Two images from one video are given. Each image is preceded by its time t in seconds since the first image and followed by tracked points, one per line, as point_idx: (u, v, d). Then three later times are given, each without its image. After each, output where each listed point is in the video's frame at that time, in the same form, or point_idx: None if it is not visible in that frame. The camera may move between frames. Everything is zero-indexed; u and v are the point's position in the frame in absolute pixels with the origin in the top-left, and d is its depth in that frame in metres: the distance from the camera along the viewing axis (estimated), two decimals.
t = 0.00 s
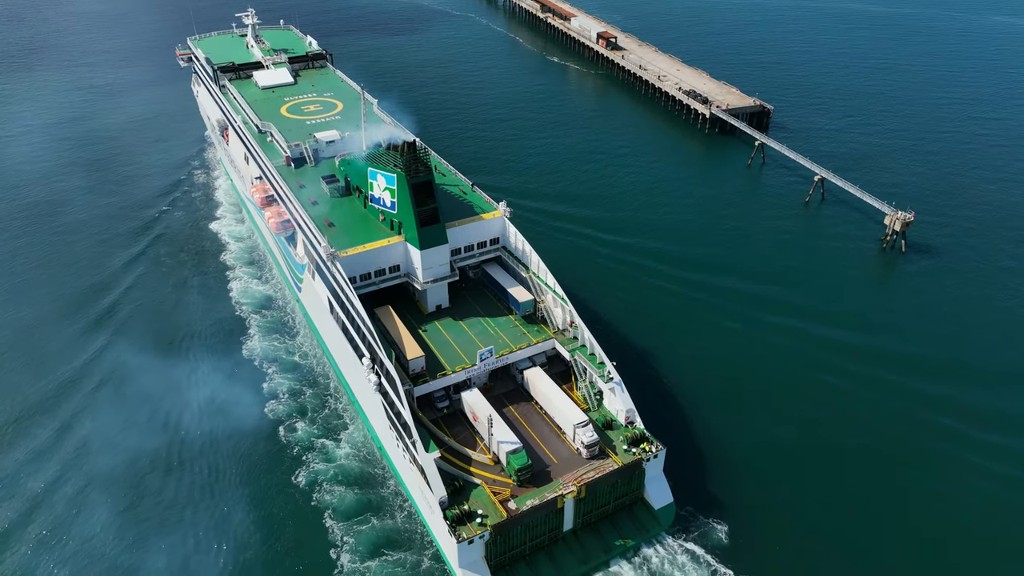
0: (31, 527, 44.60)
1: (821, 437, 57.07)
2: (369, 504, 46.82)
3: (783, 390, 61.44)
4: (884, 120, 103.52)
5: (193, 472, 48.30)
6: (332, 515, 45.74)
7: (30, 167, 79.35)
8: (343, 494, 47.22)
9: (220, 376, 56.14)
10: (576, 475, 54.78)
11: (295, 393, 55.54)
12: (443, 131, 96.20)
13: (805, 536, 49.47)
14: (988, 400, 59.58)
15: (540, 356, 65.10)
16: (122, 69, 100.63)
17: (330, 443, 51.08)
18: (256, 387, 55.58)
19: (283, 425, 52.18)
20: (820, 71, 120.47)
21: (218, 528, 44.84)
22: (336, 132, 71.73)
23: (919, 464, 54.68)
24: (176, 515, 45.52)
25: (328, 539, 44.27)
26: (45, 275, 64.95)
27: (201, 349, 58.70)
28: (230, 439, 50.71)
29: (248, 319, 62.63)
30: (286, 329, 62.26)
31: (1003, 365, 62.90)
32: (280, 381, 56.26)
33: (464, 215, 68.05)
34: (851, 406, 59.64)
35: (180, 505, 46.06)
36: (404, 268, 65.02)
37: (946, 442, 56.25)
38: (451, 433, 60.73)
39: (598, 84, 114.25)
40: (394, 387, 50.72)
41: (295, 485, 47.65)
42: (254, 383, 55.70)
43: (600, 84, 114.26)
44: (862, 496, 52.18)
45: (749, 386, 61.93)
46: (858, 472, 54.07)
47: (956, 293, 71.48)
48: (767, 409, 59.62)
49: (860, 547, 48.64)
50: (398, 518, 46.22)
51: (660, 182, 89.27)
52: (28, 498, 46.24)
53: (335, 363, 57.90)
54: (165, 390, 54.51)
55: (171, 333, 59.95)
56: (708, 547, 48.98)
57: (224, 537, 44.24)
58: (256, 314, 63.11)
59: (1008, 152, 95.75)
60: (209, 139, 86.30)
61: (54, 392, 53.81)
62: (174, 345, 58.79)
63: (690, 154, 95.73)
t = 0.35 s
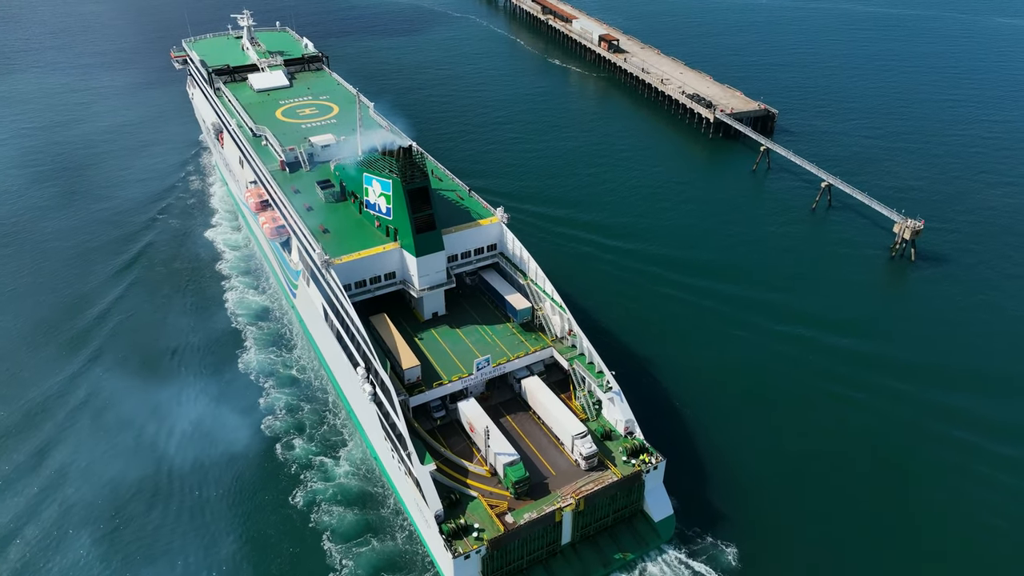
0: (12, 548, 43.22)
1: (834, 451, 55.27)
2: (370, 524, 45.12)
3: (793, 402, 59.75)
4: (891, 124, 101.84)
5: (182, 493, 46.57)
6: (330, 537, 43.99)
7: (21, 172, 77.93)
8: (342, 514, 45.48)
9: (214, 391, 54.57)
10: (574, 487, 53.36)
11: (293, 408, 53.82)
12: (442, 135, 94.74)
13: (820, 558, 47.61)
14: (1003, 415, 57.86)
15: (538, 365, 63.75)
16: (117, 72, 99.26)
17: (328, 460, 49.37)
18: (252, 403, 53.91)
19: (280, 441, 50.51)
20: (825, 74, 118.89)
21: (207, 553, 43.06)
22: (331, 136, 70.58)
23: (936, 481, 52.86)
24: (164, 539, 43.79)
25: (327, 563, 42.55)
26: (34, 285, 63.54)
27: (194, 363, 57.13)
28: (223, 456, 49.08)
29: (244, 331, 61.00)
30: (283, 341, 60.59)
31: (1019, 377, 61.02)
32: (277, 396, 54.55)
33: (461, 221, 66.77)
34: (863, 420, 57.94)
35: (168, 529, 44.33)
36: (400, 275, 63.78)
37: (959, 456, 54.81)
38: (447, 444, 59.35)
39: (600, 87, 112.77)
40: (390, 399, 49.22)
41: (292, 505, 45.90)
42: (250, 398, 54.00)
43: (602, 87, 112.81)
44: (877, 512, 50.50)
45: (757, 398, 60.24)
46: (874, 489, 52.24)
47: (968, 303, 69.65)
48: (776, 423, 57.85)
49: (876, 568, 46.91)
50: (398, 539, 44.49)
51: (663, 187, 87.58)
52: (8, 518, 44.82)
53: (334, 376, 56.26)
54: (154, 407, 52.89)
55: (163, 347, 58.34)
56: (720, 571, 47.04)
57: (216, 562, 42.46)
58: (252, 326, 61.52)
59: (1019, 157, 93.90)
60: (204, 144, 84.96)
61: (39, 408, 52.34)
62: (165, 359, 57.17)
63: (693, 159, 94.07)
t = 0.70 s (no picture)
0: None
1: (844, 465, 53.84)
2: (370, 544, 43.91)
3: (800, 413, 58.39)
4: (897, 128, 100.29)
5: (172, 513, 45.25)
6: (329, 557, 42.74)
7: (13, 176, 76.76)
8: (342, 534, 44.26)
9: (209, 405, 53.27)
10: (572, 498, 52.15)
11: (291, 423, 52.56)
12: (441, 139, 93.53)
13: None
14: (1015, 425, 56.64)
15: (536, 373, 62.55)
16: (113, 74, 98.08)
17: (327, 477, 48.11)
18: (249, 419, 52.64)
19: (278, 458, 49.26)
20: (830, 76, 117.35)
21: None
22: (327, 139, 69.63)
23: (950, 496, 51.49)
24: (152, 561, 42.48)
25: None
26: (24, 293, 62.35)
27: (189, 376, 55.83)
28: (217, 473, 47.81)
29: (241, 342, 59.71)
30: (281, 353, 59.26)
31: None
32: (275, 410, 53.27)
33: (458, 226, 65.61)
34: (873, 432, 56.56)
35: (157, 551, 43.00)
36: (396, 281, 62.71)
37: (971, 466, 53.67)
38: (444, 454, 58.12)
39: (602, 90, 111.39)
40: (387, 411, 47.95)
41: (289, 524, 44.63)
42: (246, 413, 52.75)
43: (604, 90, 111.43)
44: (888, 527, 49.23)
45: (763, 409, 58.84)
46: (887, 505, 50.82)
47: (979, 312, 67.98)
48: (784, 435, 56.47)
49: None
50: (398, 560, 43.21)
51: (666, 193, 86.03)
52: None
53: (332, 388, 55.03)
54: (144, 422, 51.56)
55: (155, 358, 57.04)
56: None
57: None
58: (249, 337, 60.20)
59: None
60: (199, 148, 83.88)
61: (26, 422, 51.19)
62: (158, 372, 55.86)
63: (697, 163, 92.51)
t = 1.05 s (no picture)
0: None
1: (857, 481, 52.24)
2: (370, 567, 42.52)
3: (811, 427, 56.76)
4: (905, 132, 98.51)
5: (163, 536, 43.76)
6: None
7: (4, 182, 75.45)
8: (341, 557, 42.86)
9: (203, 422, 51.68)
10: (570, 512, 50.69)
11: (288, 439, 51.01)
12: (440, 142, 92.02)
13: None
14: None
15: (534, 382, 61.19)
16: (108, 76, 96.70)
17: (326, 497, 46.63)
18: (245, 435, 51.09)
19: (275, 477, 47.74)
20: (836, 79, 115.54)
21: None
22: (322, 143, 68.43)
23: (967, 513, 49.98)
24: None
25: None
26: (13, 303, 61.05)
27: (183, 391, 54.24)
28: (210, 494, 46.30)
29: (237, 355, 58.07)
30: (278, 367, 57.66)
31: None
32: (271, 426, 51.72)
33: (454, 232, 64.30)
34: (886, 447, 55.01)
35: None
36: (392, 288, 61.49)
37: (988, 483, 52.18)
38: (440, 466, 56.69)
39: (603, 93, 109.84)
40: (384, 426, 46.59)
41: (287, 547, 43.19)
42: (241, 429, 51.21)
43: (606, 94, 109.89)
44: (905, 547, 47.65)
45: (771, 422, 57.28)
46: (903, 524, 49.22)
47: (991, 323, 66.21)
48: (794, 450, 54.84)
49: None
50: None
51: (669, 199, 84.40)
52: None
53: (330, 402, 53.52)
54: (135, 438, 50.17)
55: (148, 372, 55.64)
56: None
57: None
58: (245, 350, 58.58)
59: None
60: (194, 152, 82.54)
61: (11, 437, 49.89)
62: (151, 386, 54.43)
63: (700, 168, 90.88)
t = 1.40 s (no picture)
0: None
1: (870, 497, 50.85)
2: None
3: (822, 441, 55.25)
4: (912, 136, 96.83)
5: (154, 559, 42.31)
6: None
7: None
8: None
9: (197, 438, 50.17)
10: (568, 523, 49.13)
11: (286, 456, 49.52)
12: (440, 146, 90.64)
13: None
14: None
15: (532, 391, 59.92)
16: (103, 77, 95.31)
17: (326, 517, 45.23)
18: (241, 452, 49.58)
19: (272, 496, 46.28)
20: (841, 81, 113.91)
21: None
22: (318, 147, 67.34)
23: (982, 529, 48.81)
24: None
25: None
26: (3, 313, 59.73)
27: (177, 406, 52.71)
28: (203, 514, 44.83)
29: (233, 368, 56.52)
30: (276, 380, 56.13)
31: None
32: (268, 442, 50.25)
33: (451, 239, 63.10)
34: (897, 461, 53.73)
35: None
36: (387, 295, 60.28)
37: (1005, 498, 50.89)
38: (435, 477, 55.35)
39: (606, 96, 108.44)
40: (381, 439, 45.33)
41: (285, 570, 41.85)
42: (237, 446, 49.72)
43: (608, 97, 108.47)
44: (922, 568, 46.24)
45: (779, 434, 55.83)
46: (917, 541, 47.91)
47: (1003, 333, 64.66)
48: (805, 465, 53.32)
49: None
50: None
51: (673, 204, 82.89)
52: None
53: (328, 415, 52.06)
54: (125, 455, 48.74)
55: (141, 385, 54.16)
56: None
57: None
58: (241, 362, 57.02)
59: None
60: (189, 156, 81.24)
61: None
62: (144, 400, 52.99)
63: (704, 172, 89.33)
